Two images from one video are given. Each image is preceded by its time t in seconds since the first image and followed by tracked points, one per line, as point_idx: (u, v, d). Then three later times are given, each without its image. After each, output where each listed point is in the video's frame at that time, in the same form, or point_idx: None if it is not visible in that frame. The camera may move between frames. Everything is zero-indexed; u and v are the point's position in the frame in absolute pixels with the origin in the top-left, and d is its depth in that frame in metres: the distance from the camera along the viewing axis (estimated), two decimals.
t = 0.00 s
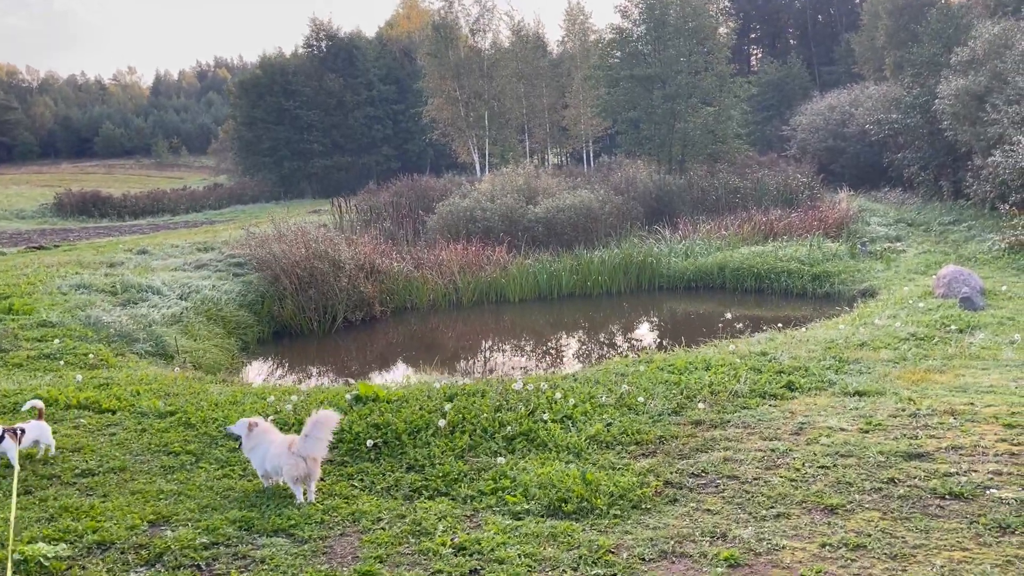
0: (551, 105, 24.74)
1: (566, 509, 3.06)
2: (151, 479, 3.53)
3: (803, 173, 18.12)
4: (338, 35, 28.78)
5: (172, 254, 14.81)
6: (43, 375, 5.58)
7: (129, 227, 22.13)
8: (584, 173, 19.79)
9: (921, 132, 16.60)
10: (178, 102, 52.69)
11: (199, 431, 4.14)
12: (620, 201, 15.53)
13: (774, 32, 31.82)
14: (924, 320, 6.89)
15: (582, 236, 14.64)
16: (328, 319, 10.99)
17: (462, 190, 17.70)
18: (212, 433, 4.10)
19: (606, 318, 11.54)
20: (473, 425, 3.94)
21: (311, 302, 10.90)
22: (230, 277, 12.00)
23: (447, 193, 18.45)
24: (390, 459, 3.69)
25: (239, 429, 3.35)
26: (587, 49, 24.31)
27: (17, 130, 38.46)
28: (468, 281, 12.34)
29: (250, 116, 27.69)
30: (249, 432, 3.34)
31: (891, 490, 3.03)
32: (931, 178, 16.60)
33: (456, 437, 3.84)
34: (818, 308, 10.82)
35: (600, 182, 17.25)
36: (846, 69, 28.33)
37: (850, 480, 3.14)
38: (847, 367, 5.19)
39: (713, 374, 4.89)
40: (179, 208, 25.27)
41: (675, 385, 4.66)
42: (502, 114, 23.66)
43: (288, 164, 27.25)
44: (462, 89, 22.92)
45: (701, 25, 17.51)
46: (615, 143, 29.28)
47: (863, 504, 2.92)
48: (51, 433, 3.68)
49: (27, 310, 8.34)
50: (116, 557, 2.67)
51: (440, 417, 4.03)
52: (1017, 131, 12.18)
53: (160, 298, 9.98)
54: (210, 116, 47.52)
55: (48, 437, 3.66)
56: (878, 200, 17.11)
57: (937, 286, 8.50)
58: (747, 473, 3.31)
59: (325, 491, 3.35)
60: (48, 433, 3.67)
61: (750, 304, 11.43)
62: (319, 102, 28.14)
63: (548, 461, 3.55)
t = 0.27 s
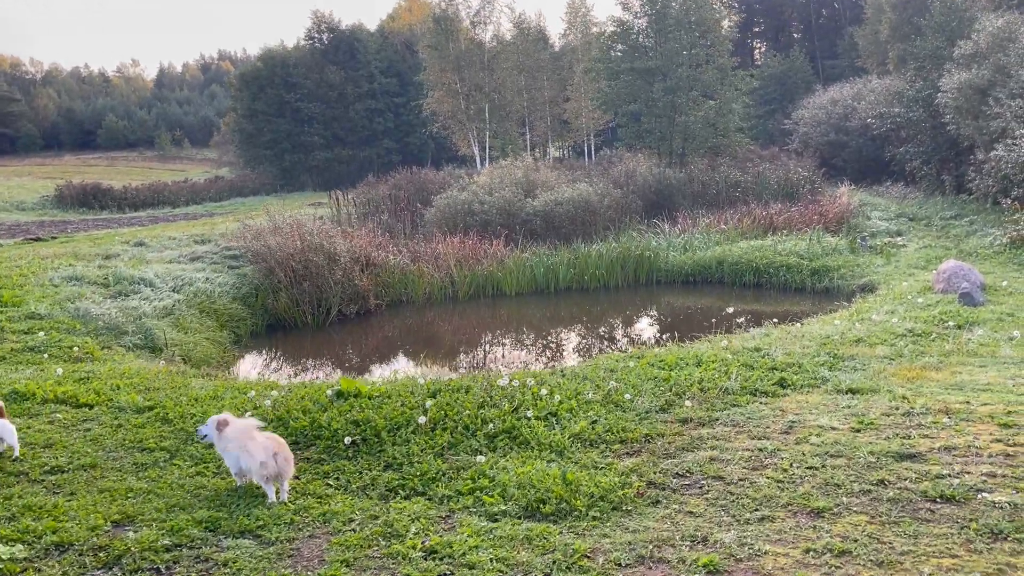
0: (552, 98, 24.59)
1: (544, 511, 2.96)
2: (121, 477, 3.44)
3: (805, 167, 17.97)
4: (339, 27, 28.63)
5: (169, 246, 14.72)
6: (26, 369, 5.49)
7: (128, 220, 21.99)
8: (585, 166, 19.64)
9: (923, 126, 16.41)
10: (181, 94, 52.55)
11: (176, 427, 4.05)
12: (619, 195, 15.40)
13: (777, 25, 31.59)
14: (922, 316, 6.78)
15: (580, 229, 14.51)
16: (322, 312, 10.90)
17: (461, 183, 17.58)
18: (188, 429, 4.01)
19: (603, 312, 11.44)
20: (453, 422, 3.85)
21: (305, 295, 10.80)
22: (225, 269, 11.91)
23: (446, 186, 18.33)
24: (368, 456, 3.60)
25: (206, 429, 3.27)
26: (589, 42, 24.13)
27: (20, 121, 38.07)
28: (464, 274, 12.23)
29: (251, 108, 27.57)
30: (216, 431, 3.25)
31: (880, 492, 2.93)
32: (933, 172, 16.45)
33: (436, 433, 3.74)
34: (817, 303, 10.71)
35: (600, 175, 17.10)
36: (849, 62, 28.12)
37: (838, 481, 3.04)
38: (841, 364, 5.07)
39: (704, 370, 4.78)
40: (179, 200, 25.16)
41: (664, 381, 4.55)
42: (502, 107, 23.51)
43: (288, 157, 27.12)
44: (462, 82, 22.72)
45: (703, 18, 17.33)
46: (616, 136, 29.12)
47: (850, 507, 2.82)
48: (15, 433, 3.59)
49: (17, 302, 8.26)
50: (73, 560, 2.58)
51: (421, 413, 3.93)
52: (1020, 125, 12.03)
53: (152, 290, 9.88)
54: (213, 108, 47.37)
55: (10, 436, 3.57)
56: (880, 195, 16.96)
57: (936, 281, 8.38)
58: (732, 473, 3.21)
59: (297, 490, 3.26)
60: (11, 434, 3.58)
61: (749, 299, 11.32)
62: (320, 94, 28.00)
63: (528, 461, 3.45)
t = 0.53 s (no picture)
0: (557, 93, 24.43)
1: (523, 519, 2.87)
2: (95, 480, 3.35)
3: (810, 162, 17.79)
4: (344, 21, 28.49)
5: (169, 241, 14.64)
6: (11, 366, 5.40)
7: (132, 214, 21.90)
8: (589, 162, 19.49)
9: (931, 122, 16.19)
10: (187, 89, 52.49)
11: (155, 427, 3.96)
12: (622, 190, 15.26)
13: (785, 20, 31.35)
14: (925, 315, 6.65)
15: (582, 225, 14.35)
16: (320, 308, 10.81)
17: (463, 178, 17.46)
18: (167, 430, 3.91)
19: (605, 309, 11.34)
20: (439, 424, 3.75)
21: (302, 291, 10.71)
22: (223, 264, 11.83)
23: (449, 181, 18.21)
24: (349, 460, 3.50)
25: (188, 432, 3.19)
26: (594, 36, 23.95)
27: (28, 115, 37.51)
28: (464, 270, 12.12)
29: (256, 102, 27.47)
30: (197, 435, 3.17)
31: (873, 502, 2.83)
32: (940, 169, 16.27)
33: (420, 436, 3.65)
34: (820, 300, 10.58)
35: (603, 171, 16.95)
36: (857, 58, 27.89)
37: (830, 490, 2.94)
38: (839, 365, 4.96)
39: (698, 371, 4.67)
40: (183, 194, 25.08)
41: (657, 382, 4.45)
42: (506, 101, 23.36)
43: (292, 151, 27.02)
44: (466, 76, 22.42)
45: (709, 12, 17.14)
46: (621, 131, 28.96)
47: (841, 519, 2.72)
48: None
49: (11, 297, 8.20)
50: (34, 571, 2.50)
51: (406, 414, 3.84)
52: None
53: (149, 285, 9.82)
54: (219, 102, 47.29)
55: None
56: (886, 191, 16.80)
57: (941, 279, 8.24)
58: (722, 480, 3.10)
59: (273, 497, 3.16)
60: None
61: (752, 296, 11.20)
62: (324, 88, 27.88)
63: (512, 465, 3.35)
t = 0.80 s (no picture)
0: (561, 82, 24.22)
1: (508, 520, 2.76)
2: (69, 476, 3.25)
3: (816, 153, 17.59)
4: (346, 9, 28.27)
5: (169, 230, 14.53)
6: None
7: (133, 202, 21.75)
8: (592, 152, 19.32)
9: (938, 111, 15.91)
10: (192, 77, 52.28)
11: (136, 421, 3.85)
12: (625, 180, 15.09)
13: (792, 9, 31.04)
14: (931, 308, 6.50)
15: (585, 213, 14.07)
16: (317, 298, 10.70)
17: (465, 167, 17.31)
18: (147, 424, 3.80)
19: (606, 300, 11.21)
20: (425, 420, 3.64)
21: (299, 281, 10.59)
22: (220, 254, 11.73)
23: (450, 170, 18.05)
24: (331, 457, 3.39)
25: (160, 429, 3.05)
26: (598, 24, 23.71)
27: (32, 104, 36.93)
28: (464, 260, 11.99)
29: (258, 91, 27.31)
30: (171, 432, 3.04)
31: (872, 504, 2.71)
32: (947, 159, 16.07)
33: (405, 431, 3.53)
34: (825, 292, 10.44)
35: (607, 160, 16.75)
36: (864, 47, 27.60)
37: (827, 491, 2.81)
38: (841, 359, 4.83)
39: (695, 365, 4.54)
40: (185, 183, 24.95)
41: (652, 376, 4.33)
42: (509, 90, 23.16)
43: (295, 140, 26.86)
44: (469, 64, 22.22)
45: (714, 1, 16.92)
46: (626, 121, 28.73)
47: (838, 522, 2.60)
48: None
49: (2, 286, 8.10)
50: None
51: (392, 409, 3.73)
52: None
53: (144, 275, 9.71)
54: (224, 91, 47.08)
55: None
56: (892, 182, 16.61)
57: (947, 271, 8.10)
58: (715, 480, 2.98)
59: (251, 495, 3.05)
60: None
61: (755, 288, 11.06)
62: (327, 77, 27.69)
63: (500, 462, 3.24)
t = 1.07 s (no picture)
0: (566, 74, 24.02)
1: (495, 526, 2.64)
2: (43, 477, 3.15)
3: (823, 146, 17.38)
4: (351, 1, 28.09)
5: (169, 223, 14.42)
6: None
7: (136, 194, 21.62)
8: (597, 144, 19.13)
9: (946, 104, 15.64)
10: (197, 69, 52.11)
11: (118, 419, 3.74)
12: (629, 173, 14.91)
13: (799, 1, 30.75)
14: (937, 304, 6.35)
15: (589, 206, 13.85)
16: (317, 292, 10.59)
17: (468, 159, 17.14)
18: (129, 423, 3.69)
19: (609, 295, 11.07)
20: (414, 419, 3.52)
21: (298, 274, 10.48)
22: (219, 246, 11.62)
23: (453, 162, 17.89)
24: (315, 459, 3.27)
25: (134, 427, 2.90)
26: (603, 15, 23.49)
27: (39, 95, 36.46)
28: (465, 254, 11.85)
29: (262, 83, 27.16)
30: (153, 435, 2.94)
31: (877, 512, 2.58)
32: (956, 153, 15.86)
33: (393, 431, 3.42)
34: (830, 287, 10.28)
35: (611, 153, 16.56)
36: (872, 39, 27.33)
37: (830, 497, 2.69)
38: (845, 357, 4.69)
39: (695, 363, 4.41)
40: (189, 175, 24.82)
41: (651, 375, 4.20)
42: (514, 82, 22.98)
43: (299, 133, 26.72)
44: (473, 57, 22.04)
45: None
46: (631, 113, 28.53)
47: (840, 532, 2.47)
48: None
49: None
50: None
51: (381, 408, 3.61)
52: None
53: (141, 268, 9.60)
54: (230, 83, 46.90)
55: None
56: (899, 176, 16.41)
57: (954, 266, 7.94)
58: (713, 485, 2.86)
59: (230, 498, 2.93)
60: None
61: (760, 283, 10.91)
62: (331, 69, 27.52)
63: (490, 465, 3.12)
